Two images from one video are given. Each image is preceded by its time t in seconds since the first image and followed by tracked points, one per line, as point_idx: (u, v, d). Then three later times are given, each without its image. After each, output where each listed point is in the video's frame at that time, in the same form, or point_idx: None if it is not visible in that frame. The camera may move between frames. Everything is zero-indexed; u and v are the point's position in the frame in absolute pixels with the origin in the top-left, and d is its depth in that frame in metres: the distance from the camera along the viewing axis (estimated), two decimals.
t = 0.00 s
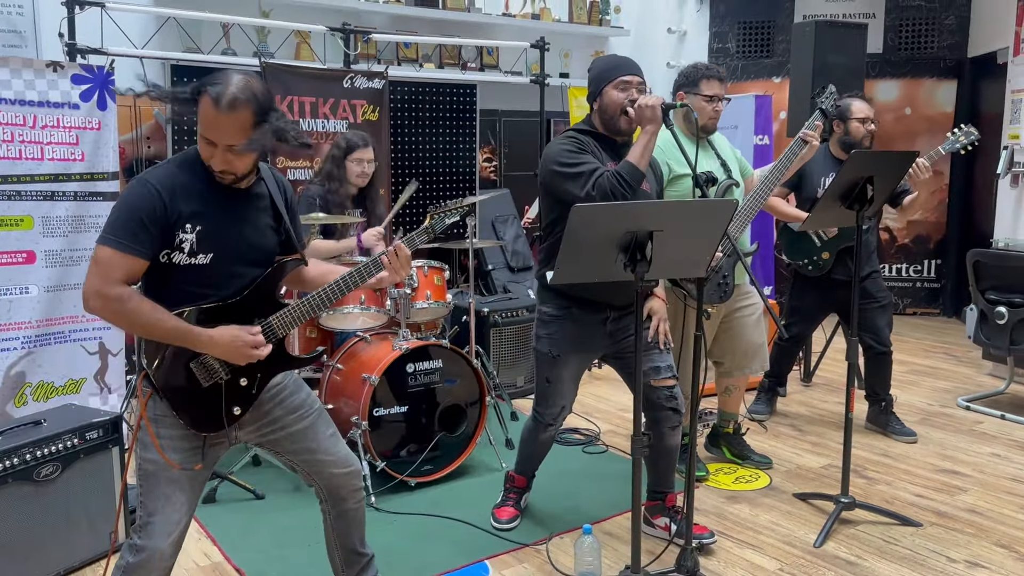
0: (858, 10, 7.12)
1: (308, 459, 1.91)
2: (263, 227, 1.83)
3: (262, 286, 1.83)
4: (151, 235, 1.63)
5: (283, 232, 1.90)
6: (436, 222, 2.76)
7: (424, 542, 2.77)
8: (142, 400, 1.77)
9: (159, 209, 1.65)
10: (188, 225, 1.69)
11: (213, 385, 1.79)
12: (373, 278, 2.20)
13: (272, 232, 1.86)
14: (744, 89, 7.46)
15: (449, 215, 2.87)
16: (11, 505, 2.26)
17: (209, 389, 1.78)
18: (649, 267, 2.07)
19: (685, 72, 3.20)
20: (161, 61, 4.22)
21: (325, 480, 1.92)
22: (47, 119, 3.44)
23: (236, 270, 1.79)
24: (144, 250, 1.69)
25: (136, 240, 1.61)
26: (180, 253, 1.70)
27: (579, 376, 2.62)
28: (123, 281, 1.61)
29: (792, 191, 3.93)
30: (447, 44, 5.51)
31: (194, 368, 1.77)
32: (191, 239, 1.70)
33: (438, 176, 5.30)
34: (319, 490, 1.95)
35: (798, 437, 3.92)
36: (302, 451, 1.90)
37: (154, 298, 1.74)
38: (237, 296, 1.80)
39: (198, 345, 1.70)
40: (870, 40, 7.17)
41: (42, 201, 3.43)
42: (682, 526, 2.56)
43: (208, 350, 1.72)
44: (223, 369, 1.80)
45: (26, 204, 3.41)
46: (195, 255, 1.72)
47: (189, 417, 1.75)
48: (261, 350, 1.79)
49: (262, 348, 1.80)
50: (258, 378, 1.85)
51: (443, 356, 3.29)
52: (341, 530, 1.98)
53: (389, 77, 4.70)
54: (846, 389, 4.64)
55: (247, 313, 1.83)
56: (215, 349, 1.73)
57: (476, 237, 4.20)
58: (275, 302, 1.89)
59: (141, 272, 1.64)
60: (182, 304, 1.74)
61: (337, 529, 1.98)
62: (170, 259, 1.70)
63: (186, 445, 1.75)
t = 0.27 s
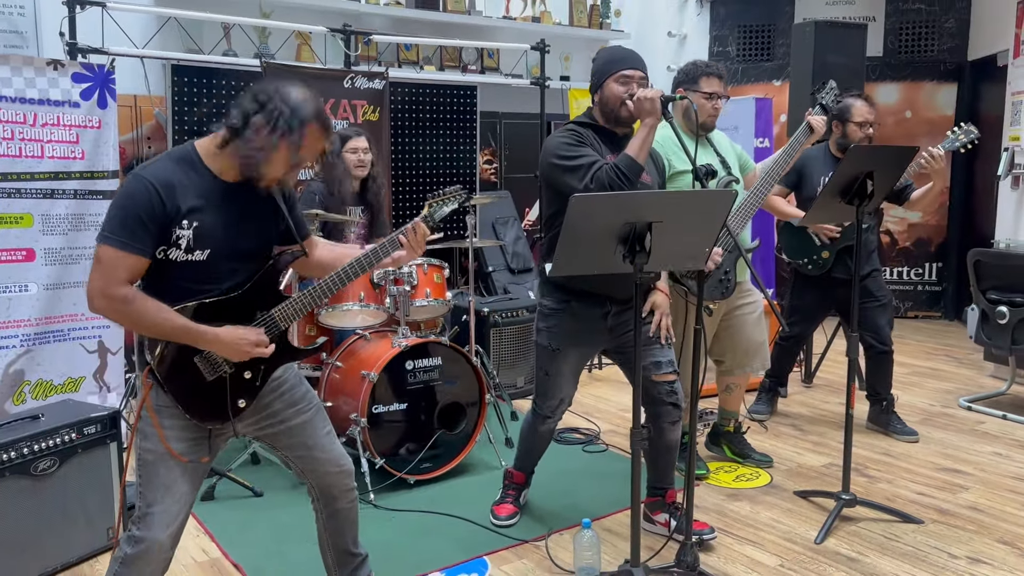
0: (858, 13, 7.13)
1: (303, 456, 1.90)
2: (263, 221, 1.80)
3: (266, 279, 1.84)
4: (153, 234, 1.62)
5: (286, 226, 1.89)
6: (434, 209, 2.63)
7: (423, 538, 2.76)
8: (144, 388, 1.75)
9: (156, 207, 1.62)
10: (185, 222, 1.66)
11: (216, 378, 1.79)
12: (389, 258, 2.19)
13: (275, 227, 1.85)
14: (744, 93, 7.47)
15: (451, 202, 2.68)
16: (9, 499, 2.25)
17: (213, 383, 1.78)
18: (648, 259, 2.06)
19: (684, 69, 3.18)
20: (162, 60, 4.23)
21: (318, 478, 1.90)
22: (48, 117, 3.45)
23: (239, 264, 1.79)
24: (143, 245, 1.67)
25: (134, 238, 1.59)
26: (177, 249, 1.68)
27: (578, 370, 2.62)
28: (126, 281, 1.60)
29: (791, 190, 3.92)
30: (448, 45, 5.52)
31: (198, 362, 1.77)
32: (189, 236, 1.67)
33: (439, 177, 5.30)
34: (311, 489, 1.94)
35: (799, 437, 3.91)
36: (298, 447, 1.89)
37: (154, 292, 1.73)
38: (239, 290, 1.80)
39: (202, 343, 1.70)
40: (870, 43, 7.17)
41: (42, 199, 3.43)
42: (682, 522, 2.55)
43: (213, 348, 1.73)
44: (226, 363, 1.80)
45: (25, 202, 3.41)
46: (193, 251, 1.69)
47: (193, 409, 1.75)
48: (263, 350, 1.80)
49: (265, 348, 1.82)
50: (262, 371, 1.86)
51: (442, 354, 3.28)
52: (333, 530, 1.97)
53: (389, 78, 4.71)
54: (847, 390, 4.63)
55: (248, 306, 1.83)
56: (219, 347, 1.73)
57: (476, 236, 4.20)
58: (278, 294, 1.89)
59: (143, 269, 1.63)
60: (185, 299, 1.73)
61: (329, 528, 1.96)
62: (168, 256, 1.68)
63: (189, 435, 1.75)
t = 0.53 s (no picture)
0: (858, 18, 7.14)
1: (301, 446, 1.89)
2: (258, 202, 1.83)
3: (263, 263, 1.84)
4: (148, 223, 1.62)
5: (279, 212, 1.90)
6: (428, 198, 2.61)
7: (421, 538, 2.75)
8: (140, 380, 1.75)
9: (153, 194, 1.63)
10: (183, 207, 1.67)
11: (213, 367, 1.78)
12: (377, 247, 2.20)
13: (268, 214, 1.86)
14: (745, 98, 7.47)
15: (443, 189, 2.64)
16: (5, 497, 2.25)
17: (210, 372, 1.77)
18: (646, 255, 2.05)
19: (684, 69, 3.18)
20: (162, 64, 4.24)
21: (318, 468, 1.90)
22: (49, 118, 3.45)
23: (234, 251, 1.79)
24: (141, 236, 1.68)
25: (133, 227, 1.60)
26: (177, 235, 1.69)
27: (578, 364, 2.62)
28: (122, 270, 1.60)
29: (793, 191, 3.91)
30: (448, 49, 5.53)
31: (195, 352, 1.76)
32: (188, 221, 1.69)
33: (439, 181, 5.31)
34: (311, 480, 1.93)
35: (800, 439, 3.89)
36: (295, 438, 1.88)
37: (152, 282, 1.73)
38: (236, 276, 1.80)
39: (197, 331, 1.69)
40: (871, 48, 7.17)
41: (42, 200, 3.43)
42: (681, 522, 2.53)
43: (209, 336, 1.72)
44: (223, 351, 1.79)
45: (26, 202, 3.41)
46: (193, 237, 1.71)
47: (190, 399, 1.75)
48: (260, 332, 1.79)
49: (262, 331, 1.81)
50: (259, 360, 1.85)
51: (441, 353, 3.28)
52: (332, 522, 1.96)
53: (389, 81, 4.72)
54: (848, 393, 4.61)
55: (243, 294, 1.82)
56: (215, 335, 1.72)
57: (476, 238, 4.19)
58: (272, 280, 1.89)
59: (139, 259, 1.63)
60: (182, 288, 1.73)
61: (327, 520, 1.95)
62: (169, 243, 1.69)
63: (188, 426, 1.75)
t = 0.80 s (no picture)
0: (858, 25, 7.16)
1: (295, 446, 1.89)
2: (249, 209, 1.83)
3: (254, 261, 1.84)
4: (137, 224, 1.63)
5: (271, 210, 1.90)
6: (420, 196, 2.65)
7: (418, 539, 2.75)
8: (136, 375, 1.76)
9: (140, 195, 1.63)
10: (170, 209, 1.67)
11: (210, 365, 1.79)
12: (372, 238, 2.16)
13: (260, 213, 1.87)
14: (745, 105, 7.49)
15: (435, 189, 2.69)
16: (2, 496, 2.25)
17: (208, 370, 1.78)
18: (641, 253, 2.06)
19: (680, 71, 3.17)
20: (163, 69, 4.26)
21: (309, 471, 1.90)
22: (49, 121, 3.47)
23: (226, 249, 1.80)
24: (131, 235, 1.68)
25: (119, 228, 1.60)
26: (165, 237, 1.69)
27: (577, 362, 2.61)
28: (113, 272, 1.61)
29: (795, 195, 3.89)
30: (449, 55, 5.54)
31: (190, 350, 1.77)
32: (174, 222, 1.69)
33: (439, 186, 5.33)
34: (304, 480, 1.92)
35: (800, 443, 3.88)
36: (287, 438, 1.88)
37: (143, 282, 1.74)
38: (230, 273, 1.81)
39: (191, 329, 1.70)
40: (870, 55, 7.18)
41: (42, 203, 3.45)
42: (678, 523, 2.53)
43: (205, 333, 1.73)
44: (219, 349, 1.80)
45: (26, 205, 3.43)
46: (180, 238, 1.71)
47: (187, 395, 1.75)
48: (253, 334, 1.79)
49: (256, 333, 1.81)
50: (256, 356, 1.85)
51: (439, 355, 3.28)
52: (326, 522, 1.95)
53: (389, 86, 4.74)
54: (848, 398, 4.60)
55: (237, 290, 1.82)
56: (209, 332, 1.73)
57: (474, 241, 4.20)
58: (266, 276, 1.90)
59: (129, 260, 1.63)
60: (174, 289, 1.74)
61: (321, 519, 1.95)
62: (156, 244, 1.69)
63: (185, 422, 1.76)
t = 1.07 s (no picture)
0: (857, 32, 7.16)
1: (275, 450, 1.87)
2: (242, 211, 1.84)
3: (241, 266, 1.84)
4: (127, 219, 1.63)
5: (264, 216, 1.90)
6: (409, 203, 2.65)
7: (408, 543, 2.73)
8: (118, 372, 1.77)
9: (133, 193, 1.64)
10: (161, 210, 1.69)
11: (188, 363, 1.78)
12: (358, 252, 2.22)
13: (251, 217, 1.86)
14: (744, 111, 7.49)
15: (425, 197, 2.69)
16: None
17: (186, 369, 1.78)
18: (629, 253, 2.05)
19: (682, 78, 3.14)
20: (159, 73, 4.27)
21: (290, 473, 1.89)
22: (44, 125, 3.48)
23: (217, 252, 1.81)
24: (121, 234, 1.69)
25: (111, 224, 1.61)
26: (154, 237, 1.70)
27: (571, 362, 2.59)
28: (100, 267, 1.61)
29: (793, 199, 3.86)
30: (446, 61, 5.55)
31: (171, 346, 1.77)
32: (165, 223, 1.70)
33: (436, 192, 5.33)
34: (284, 483, 1.91)
35: (795, 448, 3.86)
36: (269, 440, 1.87)
37: (131, 280, 1.75)
38: (217, 274, 1.80)
39: (170, 331, 1.69)
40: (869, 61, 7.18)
41: (37, 207, 3.46)
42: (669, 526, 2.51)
43: (184, 337, 1.71)
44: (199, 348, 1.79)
45: (21, 209, 3.44)
46: (170, 239, 1.72)
47: (165, 394, 1.76)
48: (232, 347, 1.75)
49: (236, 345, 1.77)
50: (233, 358, 1.84)
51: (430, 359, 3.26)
52: (308, 526, 1.95)
53: (385, 91, 4.75)
54: (845, 403, 4.58)
55: (221, 290, 1.81)
56: (190, 338, 1.71)
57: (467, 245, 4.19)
58: (251, 280, 1.89)
59: (118, 256, 1.63)
60: (160, 285, 1.74)
61: (303, 525, 1.94)
62: (146, 244, 1.70)
63: (164, 421, 1.75)
